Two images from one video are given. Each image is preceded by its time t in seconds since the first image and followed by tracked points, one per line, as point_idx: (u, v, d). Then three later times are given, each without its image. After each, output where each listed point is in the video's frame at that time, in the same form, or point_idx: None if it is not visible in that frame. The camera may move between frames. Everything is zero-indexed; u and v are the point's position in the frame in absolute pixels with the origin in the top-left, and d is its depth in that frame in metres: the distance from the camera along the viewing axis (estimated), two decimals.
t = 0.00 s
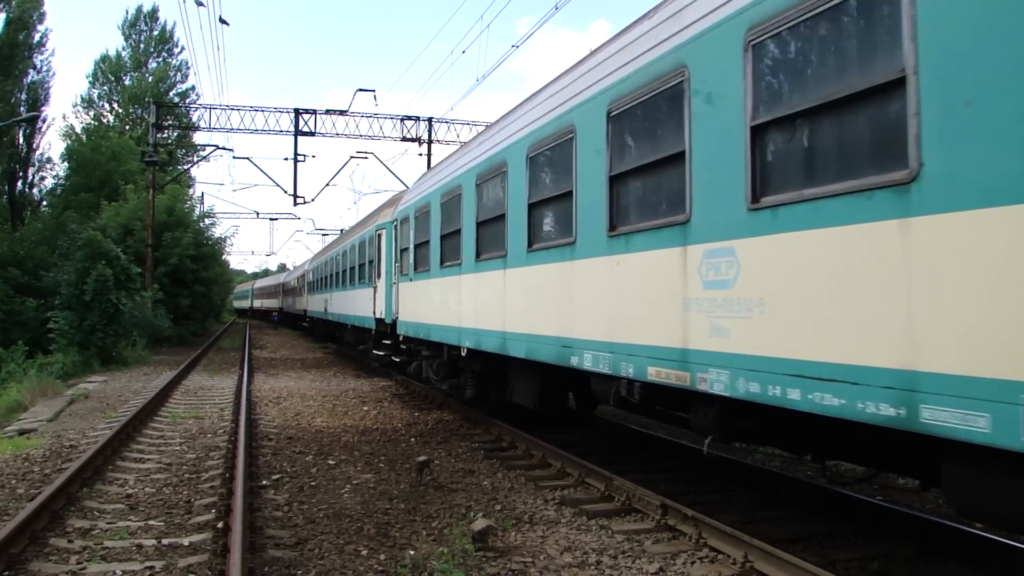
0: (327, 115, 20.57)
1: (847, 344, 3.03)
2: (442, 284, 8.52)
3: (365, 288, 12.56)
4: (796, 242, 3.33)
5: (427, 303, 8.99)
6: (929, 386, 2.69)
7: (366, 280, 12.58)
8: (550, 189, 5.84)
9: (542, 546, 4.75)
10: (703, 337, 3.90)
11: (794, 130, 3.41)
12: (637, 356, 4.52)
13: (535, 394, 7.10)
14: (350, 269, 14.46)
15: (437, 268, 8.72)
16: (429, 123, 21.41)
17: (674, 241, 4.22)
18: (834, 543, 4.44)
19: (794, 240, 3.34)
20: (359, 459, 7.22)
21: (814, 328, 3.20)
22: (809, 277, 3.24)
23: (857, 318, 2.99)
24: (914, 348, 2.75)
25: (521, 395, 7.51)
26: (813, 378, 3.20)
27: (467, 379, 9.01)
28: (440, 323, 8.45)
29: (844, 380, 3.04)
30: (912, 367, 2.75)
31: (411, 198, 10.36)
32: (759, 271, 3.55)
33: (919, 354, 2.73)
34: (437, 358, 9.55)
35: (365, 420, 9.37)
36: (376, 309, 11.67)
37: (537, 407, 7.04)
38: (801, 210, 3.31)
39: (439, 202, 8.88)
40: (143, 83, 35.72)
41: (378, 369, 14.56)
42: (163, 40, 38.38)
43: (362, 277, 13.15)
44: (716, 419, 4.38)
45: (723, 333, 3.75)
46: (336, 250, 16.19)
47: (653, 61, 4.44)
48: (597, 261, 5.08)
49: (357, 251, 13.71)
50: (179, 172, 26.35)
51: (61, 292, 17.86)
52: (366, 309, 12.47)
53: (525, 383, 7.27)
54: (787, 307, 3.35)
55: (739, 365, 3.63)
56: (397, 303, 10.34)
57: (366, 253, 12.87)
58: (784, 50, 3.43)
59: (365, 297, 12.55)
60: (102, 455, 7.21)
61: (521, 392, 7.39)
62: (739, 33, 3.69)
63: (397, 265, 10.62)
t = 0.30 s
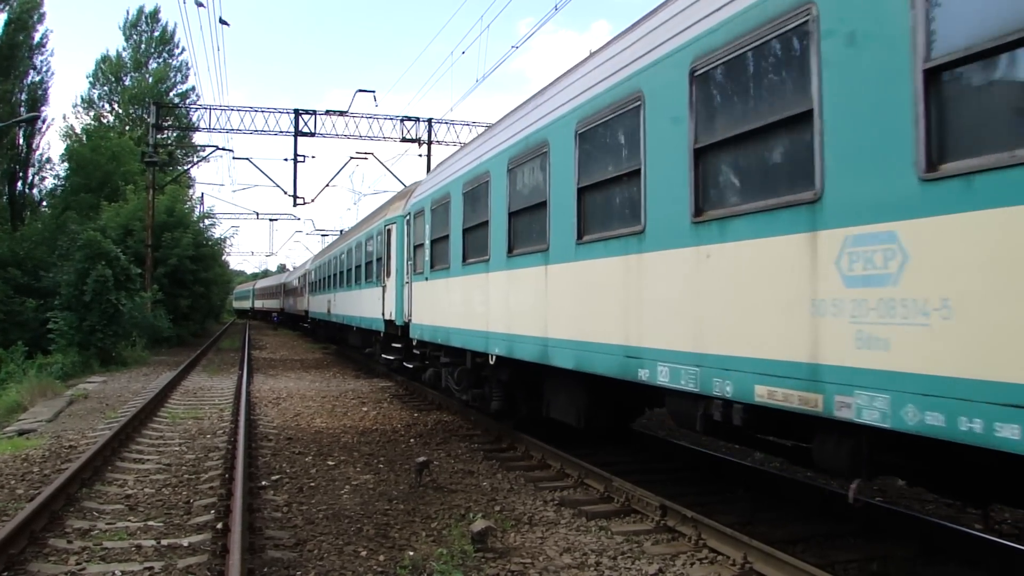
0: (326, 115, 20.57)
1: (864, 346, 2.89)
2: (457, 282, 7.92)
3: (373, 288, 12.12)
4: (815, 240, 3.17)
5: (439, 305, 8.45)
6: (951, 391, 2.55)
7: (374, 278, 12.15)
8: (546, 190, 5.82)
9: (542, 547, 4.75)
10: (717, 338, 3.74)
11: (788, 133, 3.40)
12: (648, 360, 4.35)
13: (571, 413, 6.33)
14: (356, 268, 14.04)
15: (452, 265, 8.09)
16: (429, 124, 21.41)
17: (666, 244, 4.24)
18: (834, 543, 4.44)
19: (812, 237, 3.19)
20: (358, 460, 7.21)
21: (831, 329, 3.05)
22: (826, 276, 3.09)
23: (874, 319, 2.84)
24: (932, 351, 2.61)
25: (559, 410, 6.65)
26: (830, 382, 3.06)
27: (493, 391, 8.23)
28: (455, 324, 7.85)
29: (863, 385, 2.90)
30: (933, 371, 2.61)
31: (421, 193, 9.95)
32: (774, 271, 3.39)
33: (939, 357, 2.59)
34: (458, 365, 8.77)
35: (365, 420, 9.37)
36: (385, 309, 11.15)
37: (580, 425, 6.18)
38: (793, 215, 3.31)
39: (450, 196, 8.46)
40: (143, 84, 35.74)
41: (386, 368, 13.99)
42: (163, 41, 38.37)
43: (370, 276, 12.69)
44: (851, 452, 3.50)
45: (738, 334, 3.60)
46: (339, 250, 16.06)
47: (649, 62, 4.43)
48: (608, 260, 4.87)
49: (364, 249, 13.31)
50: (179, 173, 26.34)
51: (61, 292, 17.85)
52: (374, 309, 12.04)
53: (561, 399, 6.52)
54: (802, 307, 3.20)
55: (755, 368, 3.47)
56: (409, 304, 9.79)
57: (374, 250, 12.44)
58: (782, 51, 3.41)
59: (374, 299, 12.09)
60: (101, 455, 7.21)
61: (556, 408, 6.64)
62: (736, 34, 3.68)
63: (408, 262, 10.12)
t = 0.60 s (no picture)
0: (326, 118, 20.59)
1: (890, 351, 2.77)
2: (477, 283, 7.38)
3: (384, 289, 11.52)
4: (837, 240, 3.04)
5: (457, 307, 7.93)
6: (969, 394, 2.47)
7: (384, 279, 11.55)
8: (546, 191, 5.80)
9: (542, 549, 4.75)
10: (737, 343, 3.60)
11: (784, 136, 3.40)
12: (651, 362, 4.31)
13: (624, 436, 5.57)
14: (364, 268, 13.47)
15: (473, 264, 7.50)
16: (429, 126, 21.44)
17: (661, 246, 4.25)
18: (834, 545, 4.44)
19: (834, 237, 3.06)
20: (358, 462, 7.22)
21: (837, 331, 3.01)
22: (851, 278, 2.96)
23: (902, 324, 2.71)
24: (964, 357, 2.48)
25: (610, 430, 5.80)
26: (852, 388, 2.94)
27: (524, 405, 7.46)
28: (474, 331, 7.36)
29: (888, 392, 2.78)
30: (962, 377, 2.50)
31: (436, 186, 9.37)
32: (796, 272, 3.25)
33: (970, 363, 2.47)
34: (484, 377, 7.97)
35: (364, 423, 9.37)
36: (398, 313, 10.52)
37: (642, 447, 5.32)
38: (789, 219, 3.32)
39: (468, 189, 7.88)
40: (143, 86, 35.78)
41: (393, 372, 13.31)
42: (163, 44, 38.40)
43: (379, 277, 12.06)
44: None
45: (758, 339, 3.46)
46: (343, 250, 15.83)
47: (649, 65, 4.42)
48: (619, 260, 4.70)
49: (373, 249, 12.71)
50: (178, 175, 26.35)
51: (61, 295, 17.85)
52: (383, 312, 11.45)
53: (610, 419, 5.77)
54: (826, 311, 3.07)
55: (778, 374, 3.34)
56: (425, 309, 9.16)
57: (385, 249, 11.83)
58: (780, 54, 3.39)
59: (384, 301, 11.47)
60: (101, 458, 7.21)
61: (604, 428, 5.88)
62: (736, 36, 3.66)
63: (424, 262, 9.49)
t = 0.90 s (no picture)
0: (326, 120, 20.62)
1: (912, 357, 2.68)
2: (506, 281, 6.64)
3: (394, 289, 10.83)
4: (857, 241, 2.94)
5: (482, 308, 7.21)
6: (977, 399, 2.46)
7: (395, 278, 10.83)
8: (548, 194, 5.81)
9: (542, 551, 4.76)
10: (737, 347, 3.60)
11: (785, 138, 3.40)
12: (652, 366, 4.32)
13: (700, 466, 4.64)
14: (371, 268, 12.82)
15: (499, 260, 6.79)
16: (429, 128, 21.46)
17: (661, 250, 4.26)
18: (833, 547, 4.44)
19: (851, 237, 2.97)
20: (358, 464, 7.22)
21: (838, 335, 3.01)
22: (852, 284, 2.96)
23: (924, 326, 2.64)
24: (995, 365, 2.40)
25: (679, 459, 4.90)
26: (873, 393, 2.84)
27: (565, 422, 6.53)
28: (501, 336, 6.70)
29: (908, 397, 2.71)
30: (986, 384, 2.43)
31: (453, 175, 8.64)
32: (816, 275, 3.14)
33: (999, 369, 2.39)
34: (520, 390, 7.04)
35: (364, 425, 9.37)
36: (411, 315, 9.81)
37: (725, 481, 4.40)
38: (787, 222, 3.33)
39: (491, 176, 7.17)
40: (143, 89, 35.80)
41: (400, 375, 12.48)
42: (163, 46, 38.41)
43: (388, 276, 11.34)
44: None
45: (777, 341, 3.35)
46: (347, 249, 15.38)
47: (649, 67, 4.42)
48: (620, 265, 4.71)
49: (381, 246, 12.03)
50: (178, 178, 26.35)
51: (61, 297, 17.86)
52: (393, 314, 10.75)
53: (679, 443, 4.83)
54: (827, 316, 3.07)
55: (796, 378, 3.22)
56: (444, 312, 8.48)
57: (395, 246, 11.09)
58: (779, 56, 3.39)
59: (394, 301, 10.77)
60: (102, 460, 7.21)
61: (670, 454, 4.96)
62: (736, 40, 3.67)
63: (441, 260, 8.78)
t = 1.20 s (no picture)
0: (327, 121, 20.65)
1: (917, 361, 2.62)
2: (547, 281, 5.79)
3: (409, 287, 10.04)
4: (867, 241, 2.87)
5: (517, 307, 6.38)
6: (975, 403, 2.42)
7: (411, 276, 10.02)
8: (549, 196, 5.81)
9: (542, 553, 4.75)
10: (735, 350, 3.58)
11: (786, 140, 3.38)
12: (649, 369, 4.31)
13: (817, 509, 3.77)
14: (380, 266, 12.14)
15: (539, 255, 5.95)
16: (429, 130, 21.51)
17: (658, 253, 4.28)
18: (834, 549, 4.44)
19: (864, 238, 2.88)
20: (358, 465, 7.21)
21: (835, 339, 2.99)
22: (850, 286, 2.93)
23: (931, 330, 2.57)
24: (1002, 369, 2.34)
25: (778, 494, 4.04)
26: (880, 397, 2.78)
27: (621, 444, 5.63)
28: (541, 341, 5.88)
29: (904, 400, 2.68)
30: (984, 387, 2.39)
31: (480, 159, 7.77)
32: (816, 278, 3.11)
33: (1009, 372, 2.32)
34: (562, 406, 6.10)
35: (364, 427, 9.36)
36: (430, 318, 9.00)
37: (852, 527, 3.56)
38: (786, 224, 3.32)
39: (528, 159, 6.32)
40: (144, 90, 35.84)
41: (409, 378, 11.61)
42: (164, 47, 38.45)
43: (403, 274, 10.52)
44: None
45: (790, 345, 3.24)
46: (353, 245, 14.71)
47: (653, 68, 4.38)
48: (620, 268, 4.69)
49: (394, 241, 11.23)
50: (178, 179, 26.36)
51: (61, 298, 17.87)
52: (408, 316, 10.01)
53: (784, 479, 3.94)
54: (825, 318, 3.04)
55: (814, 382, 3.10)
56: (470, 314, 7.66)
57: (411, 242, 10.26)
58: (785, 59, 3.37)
59: (410, 301, 9.97)
60: (101, 461, 7.22)
61: (768, 490, 4.08)
62: (739, 41, 3.64)
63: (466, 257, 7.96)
